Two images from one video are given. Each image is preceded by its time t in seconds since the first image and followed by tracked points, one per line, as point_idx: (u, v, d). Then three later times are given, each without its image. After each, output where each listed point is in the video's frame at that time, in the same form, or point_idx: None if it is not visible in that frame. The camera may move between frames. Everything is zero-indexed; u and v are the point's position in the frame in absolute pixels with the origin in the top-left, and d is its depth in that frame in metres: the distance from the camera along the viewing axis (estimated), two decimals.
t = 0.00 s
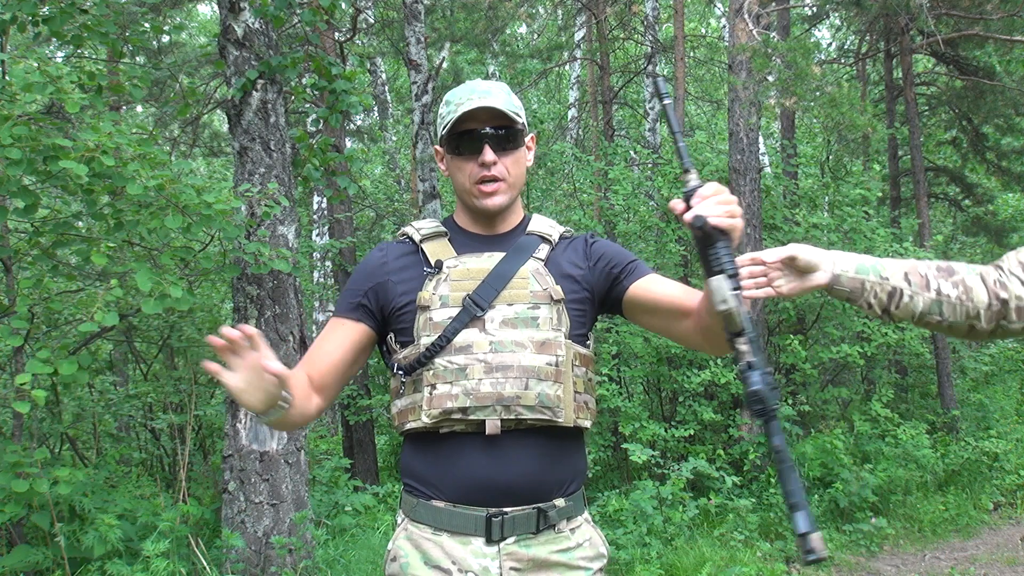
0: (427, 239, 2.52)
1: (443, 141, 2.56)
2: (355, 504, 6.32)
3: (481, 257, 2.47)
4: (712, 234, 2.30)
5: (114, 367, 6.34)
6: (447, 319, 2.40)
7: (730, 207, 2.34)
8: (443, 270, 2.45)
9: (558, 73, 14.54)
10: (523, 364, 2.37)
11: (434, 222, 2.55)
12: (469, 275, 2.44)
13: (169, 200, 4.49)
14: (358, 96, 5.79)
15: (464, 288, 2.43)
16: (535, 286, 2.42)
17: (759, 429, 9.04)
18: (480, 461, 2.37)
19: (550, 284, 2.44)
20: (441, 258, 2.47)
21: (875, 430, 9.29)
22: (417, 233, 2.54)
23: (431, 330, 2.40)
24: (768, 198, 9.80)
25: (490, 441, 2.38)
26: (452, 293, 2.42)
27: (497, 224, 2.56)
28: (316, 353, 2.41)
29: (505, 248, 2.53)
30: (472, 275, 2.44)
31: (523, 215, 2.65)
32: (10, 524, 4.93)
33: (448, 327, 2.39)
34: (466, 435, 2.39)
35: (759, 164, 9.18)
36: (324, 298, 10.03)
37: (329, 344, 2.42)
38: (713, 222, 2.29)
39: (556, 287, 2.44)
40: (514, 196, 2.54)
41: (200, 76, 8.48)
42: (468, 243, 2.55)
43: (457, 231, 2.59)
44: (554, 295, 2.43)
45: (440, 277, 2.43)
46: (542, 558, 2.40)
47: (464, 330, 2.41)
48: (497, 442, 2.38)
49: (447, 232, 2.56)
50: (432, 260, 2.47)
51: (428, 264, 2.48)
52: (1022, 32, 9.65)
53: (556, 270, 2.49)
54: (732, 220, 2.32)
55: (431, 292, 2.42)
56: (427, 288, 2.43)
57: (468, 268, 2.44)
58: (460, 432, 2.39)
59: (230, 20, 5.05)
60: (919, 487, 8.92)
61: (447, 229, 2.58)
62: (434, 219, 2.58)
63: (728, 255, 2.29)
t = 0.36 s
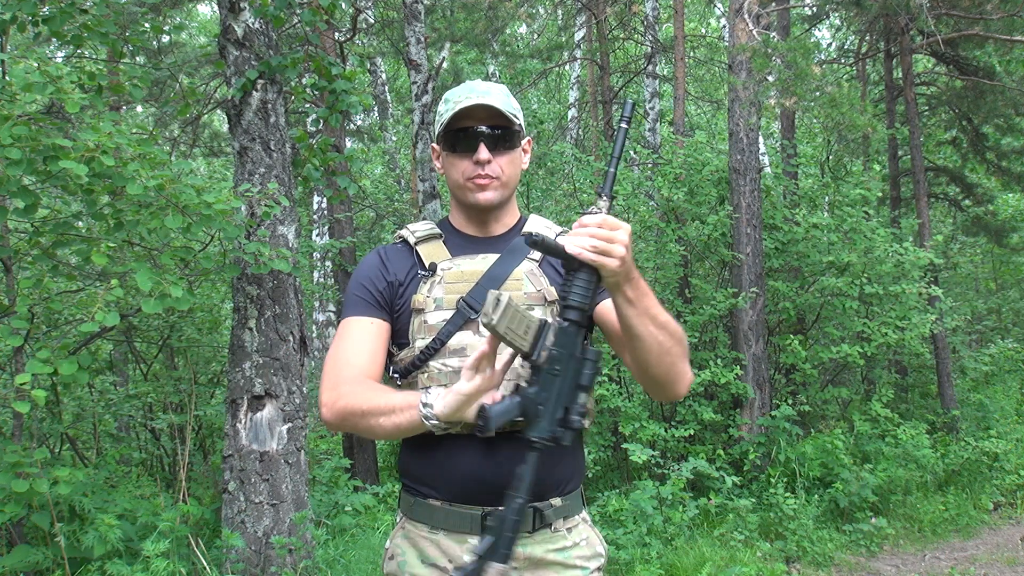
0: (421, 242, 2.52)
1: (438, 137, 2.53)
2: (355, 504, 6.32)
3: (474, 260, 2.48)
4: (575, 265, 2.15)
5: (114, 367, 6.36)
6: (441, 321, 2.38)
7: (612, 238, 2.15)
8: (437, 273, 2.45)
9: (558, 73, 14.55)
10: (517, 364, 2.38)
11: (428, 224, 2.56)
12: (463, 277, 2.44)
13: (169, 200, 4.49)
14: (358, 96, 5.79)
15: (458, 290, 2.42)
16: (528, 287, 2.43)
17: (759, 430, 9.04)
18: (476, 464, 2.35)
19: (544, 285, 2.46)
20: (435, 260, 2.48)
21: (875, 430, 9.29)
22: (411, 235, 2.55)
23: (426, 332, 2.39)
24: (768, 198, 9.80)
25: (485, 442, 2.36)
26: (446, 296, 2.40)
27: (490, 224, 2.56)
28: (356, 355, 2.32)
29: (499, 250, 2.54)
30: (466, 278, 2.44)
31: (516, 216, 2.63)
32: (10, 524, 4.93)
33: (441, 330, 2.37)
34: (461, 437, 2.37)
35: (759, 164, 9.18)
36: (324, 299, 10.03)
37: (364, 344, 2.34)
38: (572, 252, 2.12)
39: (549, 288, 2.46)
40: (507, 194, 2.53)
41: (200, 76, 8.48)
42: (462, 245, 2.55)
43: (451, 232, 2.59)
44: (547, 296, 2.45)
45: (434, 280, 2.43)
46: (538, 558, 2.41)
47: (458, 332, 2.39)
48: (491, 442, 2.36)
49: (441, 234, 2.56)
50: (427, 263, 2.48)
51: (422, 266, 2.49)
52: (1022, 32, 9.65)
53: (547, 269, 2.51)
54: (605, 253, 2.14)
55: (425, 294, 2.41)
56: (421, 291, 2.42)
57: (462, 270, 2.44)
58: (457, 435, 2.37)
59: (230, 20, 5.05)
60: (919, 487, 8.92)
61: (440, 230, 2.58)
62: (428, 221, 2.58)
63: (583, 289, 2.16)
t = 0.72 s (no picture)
0: (423, 243, 2.53)
1: (446, 133, 2.52)
2: (355, 504, 6.32)
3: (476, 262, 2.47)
4: (565, 241, 2.23)
5: (113, 367, 6.40)
6: (441, 323, 2.37)
7: (606, 227, 2.21)
8: (438, 275, 2.45)
9: (558, 73, 14.54)
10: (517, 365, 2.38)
11: (430, 225, 2.56)
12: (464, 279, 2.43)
13: (169, 200, 4.49)
14: (358, 96, 5.79)
15: (459, 291, 2.42)
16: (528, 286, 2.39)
17: (759, 430, 9.04)
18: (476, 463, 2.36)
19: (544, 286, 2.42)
20: (436, 262, 2.48)
21: (875, 430, 9.29)
22: (413, 236, 2.55)
23: (426, 334, 2.38)
24: (768, 198, 9.81)
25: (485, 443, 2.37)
26: (446, 298, 2.40)
27: (493, 225, 2.56)
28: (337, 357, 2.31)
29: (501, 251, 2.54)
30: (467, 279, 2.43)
31: (518, 218, 2.63)
32: (10, 524, 4.93)
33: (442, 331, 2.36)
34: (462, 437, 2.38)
35: (759, 164, 9.18)
36: (324, 299, 10.03)
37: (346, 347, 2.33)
38: (563, 228, 2.19)
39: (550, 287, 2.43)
40: (511, 196, 2.52)
41: (200, 76, 8.48)
42: (464, 246, 2.55)
43: (454, 234, 2.59)
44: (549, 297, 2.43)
45: (435, 282, 2.43)
46: (538, 558, 2.40)
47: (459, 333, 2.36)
48: (491, 444, 2.37)
49: (443, 235, 2.57)
50: (428, 265, 2.48)
51: (423, 269, 2.49)
52: (1022, 32, 9.65)
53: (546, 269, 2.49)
54: (595, 238, 2.21)
55: (426, 296, 2.41)
56: (422, 293, 2.42)
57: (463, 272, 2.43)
58: (457, 434, 2.38)
59: (230, 20, 5.05)
60: (919, 487, 8.92)
61: (443, 232, 2.59)
62: (430, 222, 2.59)
63: (567, 268, 2.24)
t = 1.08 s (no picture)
0: (421, 243, 2.53)
1: (446, 133, 2.52)
2: (355, 504, 6.32)
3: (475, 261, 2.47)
4: (567, 213, 2.16)
5: (113, 367, 6.40)
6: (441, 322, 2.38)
7: (608, 199, 2.12)
8: (437, 275, 2.44)
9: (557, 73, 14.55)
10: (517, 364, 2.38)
11: (428, 226, 2.56)
12: (463, 279, 2.43)
13: (169, 201, 4.49)
14: (358, 96, 5.79)
15: (458, 291, 2.41)
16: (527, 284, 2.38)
17: (759, 430, 9.04)
18: (476, 461, 2.36)
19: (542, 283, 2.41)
20: (434, 262, 2.48)
21: (875, 430, 9.29)
22: (411, 237, 2.55)
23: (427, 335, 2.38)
24: (768, 198, 9.81)
25: (487, 443, 2.37)
26: (446, 297, 2.39)
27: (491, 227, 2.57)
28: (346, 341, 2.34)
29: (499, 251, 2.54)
30: (466, 279, 2.42)
31: (517, 217, 2.63)
32: (11, 524, 4.93)
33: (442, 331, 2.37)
34: (463, 436, 2.37)
35: (759, 164, 9.17)
36: (324, 299, 10.03)
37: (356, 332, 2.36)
38: (566, 198, 2.09)
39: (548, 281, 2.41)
40: (509, 197, 2.52)
41: (200, 76, 8.49)
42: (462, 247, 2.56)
43: (451, 235, 2.60)
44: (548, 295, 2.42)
45: (434, 282, 2.43)
46: (539, 557, 2.39)
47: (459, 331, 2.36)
48: (492, 442, 2.37)
49: (441, 236, 2.57)
50: (427, 265, 2.48)
51: (422, 269, 2.50)
52: (1022, 32, 9.66)
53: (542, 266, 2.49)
54: (597, 212, 2.11)
55: (425, 296, 2.41)
56: (421, 293, 2.42)
57: (462, 272, 2.43)
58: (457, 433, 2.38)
59: (230, 20, 5.05)
60: (919, 487, 8.92)
61: (441, 232, 2.59)
62: (428, 223, 2.58)
63: (568, 240, 2.21)
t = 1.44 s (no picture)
0: (420, 243, 2.51)
1: (448, 132, 2.54)
2: (355, 504, 6.32)
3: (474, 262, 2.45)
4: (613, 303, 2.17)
5: (114, 367, 6.41)
6: (439, 324, 2.38)
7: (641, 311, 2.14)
8: (435, 277, 2.43)
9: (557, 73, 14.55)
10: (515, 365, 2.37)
11: (428, 226, 2.53)
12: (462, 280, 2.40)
13: (169, 201, 4.49)
14: (358, 96, 5.79)
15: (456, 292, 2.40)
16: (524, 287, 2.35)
17: (759, 430, 9.04)
18: (476, 461, 2.37)
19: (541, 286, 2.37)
20: (433, 263, 2.46)
21: (875, 430, 9.30)
22: (411, 237, 2.54)
23: (425, 336, 2.39)
24: (768, 198, 9.81)
25: (487, 443, 2.37)
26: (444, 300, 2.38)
27: (490, 228, 2.54)
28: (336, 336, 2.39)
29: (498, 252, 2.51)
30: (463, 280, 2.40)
31: (517, 218, 2.61)
32: (11, 524, 4.93)
33: (439, 332, 2.37)
34: (462, 436, 2.38)
35: (759, 164, 9.17)
36: (324, 299, 10.03)
37: (342, 327, 2.41)
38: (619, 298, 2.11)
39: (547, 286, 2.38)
40: (509, 195, 2.51)
41: (200, 76, 8.49)
42: (461, 247, 2.53)
43: (452, 234, 2.58)
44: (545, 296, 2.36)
45: (432, 283, 2.42)
46: (539, 556, 2.40)
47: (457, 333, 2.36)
48: (492, 443, 2.37)
49: (441, 236, 2.55)
50: (426, 266, 2.47)
51: (421, 270, 2.49)
52: (1022, 32, 9.67)
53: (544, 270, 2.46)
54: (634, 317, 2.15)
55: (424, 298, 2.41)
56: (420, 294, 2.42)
57: (459, 274, 2.41)
58: (456, 433, 2.39)
59: (230, 20, 5.05)
60: (919, 487, 8.92)
61: (441, 232, 2.57)
62: (429, 222, 2.56)
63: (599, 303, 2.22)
